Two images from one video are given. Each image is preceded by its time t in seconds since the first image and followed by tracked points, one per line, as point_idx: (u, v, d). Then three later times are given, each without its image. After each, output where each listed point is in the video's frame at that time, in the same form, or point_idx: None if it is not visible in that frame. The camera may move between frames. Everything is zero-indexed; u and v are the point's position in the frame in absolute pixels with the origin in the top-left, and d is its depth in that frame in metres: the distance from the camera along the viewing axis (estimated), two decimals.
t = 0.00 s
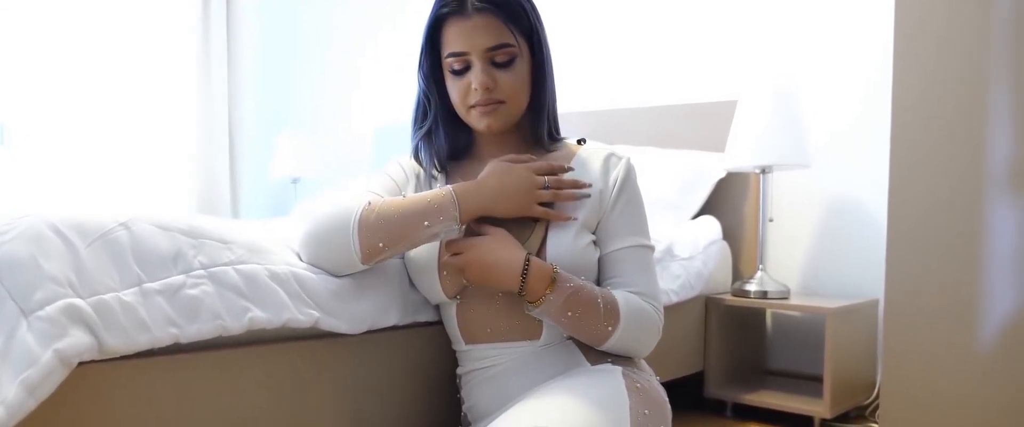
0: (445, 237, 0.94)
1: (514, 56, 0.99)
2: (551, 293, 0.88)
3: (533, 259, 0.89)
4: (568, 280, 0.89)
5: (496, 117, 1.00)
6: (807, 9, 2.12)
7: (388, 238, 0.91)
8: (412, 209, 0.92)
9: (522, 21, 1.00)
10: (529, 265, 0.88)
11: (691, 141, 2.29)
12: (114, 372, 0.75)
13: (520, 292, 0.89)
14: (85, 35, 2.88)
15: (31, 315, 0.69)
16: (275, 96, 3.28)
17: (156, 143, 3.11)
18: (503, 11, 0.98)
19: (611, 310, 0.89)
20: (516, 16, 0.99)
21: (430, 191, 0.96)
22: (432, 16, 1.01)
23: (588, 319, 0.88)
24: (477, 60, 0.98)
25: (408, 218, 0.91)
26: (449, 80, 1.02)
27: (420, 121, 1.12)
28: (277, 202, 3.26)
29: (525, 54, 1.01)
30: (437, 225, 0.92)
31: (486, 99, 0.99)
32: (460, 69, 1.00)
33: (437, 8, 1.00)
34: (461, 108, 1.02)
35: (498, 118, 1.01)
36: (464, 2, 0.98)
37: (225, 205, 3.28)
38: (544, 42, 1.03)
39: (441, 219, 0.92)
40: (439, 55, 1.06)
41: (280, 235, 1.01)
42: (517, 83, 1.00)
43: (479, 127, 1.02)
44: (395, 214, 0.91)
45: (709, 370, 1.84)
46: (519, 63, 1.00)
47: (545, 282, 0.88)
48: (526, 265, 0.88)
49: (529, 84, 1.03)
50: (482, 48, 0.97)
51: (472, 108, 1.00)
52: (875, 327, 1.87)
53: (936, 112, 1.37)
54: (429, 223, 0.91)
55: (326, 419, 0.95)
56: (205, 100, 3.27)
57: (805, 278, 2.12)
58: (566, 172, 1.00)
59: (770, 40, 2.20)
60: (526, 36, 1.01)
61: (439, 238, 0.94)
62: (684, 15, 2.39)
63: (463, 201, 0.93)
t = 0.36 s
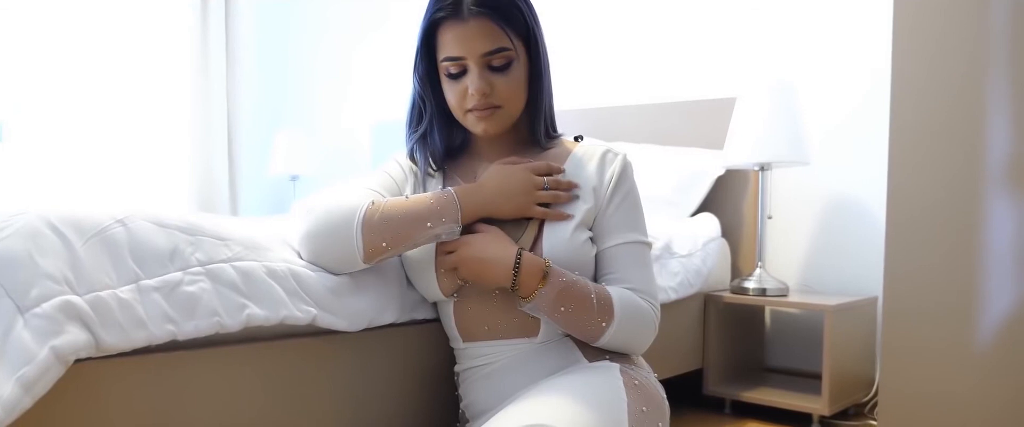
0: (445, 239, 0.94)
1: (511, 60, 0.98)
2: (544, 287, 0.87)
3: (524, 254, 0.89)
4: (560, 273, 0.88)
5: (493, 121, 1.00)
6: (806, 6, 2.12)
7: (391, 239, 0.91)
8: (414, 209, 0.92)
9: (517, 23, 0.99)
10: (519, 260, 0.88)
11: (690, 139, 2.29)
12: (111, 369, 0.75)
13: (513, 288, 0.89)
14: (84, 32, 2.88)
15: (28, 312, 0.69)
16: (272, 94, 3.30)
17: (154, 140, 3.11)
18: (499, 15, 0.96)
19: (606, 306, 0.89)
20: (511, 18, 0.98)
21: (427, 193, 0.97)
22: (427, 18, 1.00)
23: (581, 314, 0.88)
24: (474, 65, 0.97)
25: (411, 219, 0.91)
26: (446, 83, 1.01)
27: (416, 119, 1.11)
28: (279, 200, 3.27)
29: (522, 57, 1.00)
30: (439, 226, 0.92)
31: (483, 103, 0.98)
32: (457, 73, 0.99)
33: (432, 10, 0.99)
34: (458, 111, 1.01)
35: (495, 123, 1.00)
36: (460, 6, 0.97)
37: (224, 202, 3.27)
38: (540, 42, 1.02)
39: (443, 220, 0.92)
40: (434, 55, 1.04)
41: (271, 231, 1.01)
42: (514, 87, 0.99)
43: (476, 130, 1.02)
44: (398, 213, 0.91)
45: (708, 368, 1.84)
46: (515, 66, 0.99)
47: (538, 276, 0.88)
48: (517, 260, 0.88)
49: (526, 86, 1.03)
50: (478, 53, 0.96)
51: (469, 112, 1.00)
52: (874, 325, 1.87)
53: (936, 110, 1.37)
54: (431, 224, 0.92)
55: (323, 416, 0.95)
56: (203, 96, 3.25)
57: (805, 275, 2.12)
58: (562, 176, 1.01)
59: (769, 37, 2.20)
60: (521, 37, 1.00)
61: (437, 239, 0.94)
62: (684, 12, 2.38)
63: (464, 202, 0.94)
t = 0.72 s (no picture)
0: (444, 239, 0.94)
1: (508, 67, 0.97)
2: (542, 286, 0.87)
3: (521, 252, 0.88)
4: (557, 271, 0.88)
5: (491, 127, 0.99)
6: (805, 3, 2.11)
7: (391, 238, 0.91)
8: (413, 209, 0.92)
9: (515, 29, 0.97)
10: (517, 259, 0.88)
11: (688, 137, 2.28)
12: (108, 367, 0.75)
13: (511, 286, 0.88)
14: (82, 31, 2.87)
15: (23, 310, 0.68)
16: (271, 94, 3.32)
17: (153, 139, 3.11)
18: (496, 22, 0.95)
19: (603, 305, 0.89)
20: (509, 24, 0.96)
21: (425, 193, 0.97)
22: (424, 24, 0.98)
23: (579, 312, 0.88)
24: (472, 74, 0.96)
25: (411, 218, 0.91)
26: (444, 89, 1.00)
27: (412, 118, 1.10)
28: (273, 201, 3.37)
29: (520, 62, 0.99)
30: (438, 226, 0.92)
31: (481, 111, 0.97)
32: (455, 80, 0.98)
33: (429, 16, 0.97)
34: (456, 117, 1.01)
35: (493, 129, 1.00)
36: (456, 13, 0.95)
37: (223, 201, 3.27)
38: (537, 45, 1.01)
39: (442, 219, 0.92)
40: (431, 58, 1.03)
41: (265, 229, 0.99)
42: (512, 93, 0.99)
43: (474, 136, 1.01)
44: (397, 213, 0.91)
45: (707, 365, 1.84)
46: (513, 73, 0.98)
47: (535, 274, 0.87)
48: (514, 259, 0.88)
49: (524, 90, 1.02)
50: (477, 62, 0.95)
51: (467, 119, 0.99)
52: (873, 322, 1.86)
53: (936, 108, 1.37)
54: (431, 224, 0.92)
55: (320, 415, 0.95)
56: (201, 95, 3.24)
57: (804, 272, 2.12)
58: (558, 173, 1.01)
59: (768, 34, 2.20)
60: (519, 42, 0.99)
61: (437, 239, 0.95)
62: (683, 11, 2.38)
63: (463, 201, 0.94)
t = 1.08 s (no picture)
0: (443, 236, 0.94)
1: (506, 72, 0.97)
2: (538, 282, 0.87)
3: (517, 250, 0.88)
4: (553, 269, 0.88)
5: (489, 131, 0.99)
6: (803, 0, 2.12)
7: (389, 236, 0.91)
8: (411, 206, 0.92)
9: (512, 33, 0.97)
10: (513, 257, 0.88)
11: (687, 134, 2.28)
12: (105, 366, 0.75)
13: (507, 283, 0.88)
14: (81, 31, 2.88)
15: (20, 309, 0.68)
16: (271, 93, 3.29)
17: (152, 138, 3.12)
18: (493, 28, 0.94)
19: (599, 302, 0.89)
20: (506, 29, 0.96)
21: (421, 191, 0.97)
22: (421, 29, 0.97)
23: (575, 309, 0.87)
24: (469, 80, 0.96)
25: (409, 215, 0.91)
26: (442, 93, 1.00)
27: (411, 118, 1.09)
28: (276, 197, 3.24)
29: (517, 66, 0.99)
30: (436, 222, 0.92)
31: (479, 117, 0.97)
32: (453, 86, 0.98)
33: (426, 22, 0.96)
34: (455, 121, 1.01)
35: (491, 133, 1.00)
36: (453, 20, 0.94)
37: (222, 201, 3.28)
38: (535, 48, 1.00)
39: (440, 216, 0.92)
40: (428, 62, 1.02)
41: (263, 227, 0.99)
42: (509, 98, 0.98)
43: (473, 139, 1.01)
44: (394, 210, 0.91)
45: (706, 363, 1.85)
46: (511, 77, 0.98)
47: (531, 271, 0.87)
48: (510, 257, 0.88)
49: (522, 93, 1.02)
50: (474, 69, 0.95)
51: (465, 123, 0.99)
52: (871, 319, 1.87)
53: (935, 106, 1.37)
54: (429, 221, 0.92)
55: (318, 413, 0.95)
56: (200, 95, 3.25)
57: (802, 270, 2.12)
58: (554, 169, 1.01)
59: (766, 32, 2.20)
60: (517, 46, 0.98)
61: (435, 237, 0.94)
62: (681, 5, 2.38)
63: (460, 199, 0.94)
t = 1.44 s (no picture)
0: (440, 230, 0.94)
1: (502, 76, 0.97)
2: (531, 278, 0.87)
3: (512, 245, 0.88)
4: (548, 265, 0.88)
5: (485, 135, 1.00)
6: None
7: (386, 231, 0.91)
8: (406, 202, 0.92)
9: (508, 38, 0.96)
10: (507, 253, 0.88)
11: (684, 132, 2.28)
12: (101, 365, 0.75)
13: (501, 280, 0.88)
14: (79, 31, 2.88)
15: (16, 307, 0.68)
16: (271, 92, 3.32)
17: (150, 137, 3.12)
18: (489, 34, 0.94)
19: (594, 299, 0.88)
20: (502, 34, 0.95)
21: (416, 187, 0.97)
22: (416, 34, 0.97)
23: (569, 306, 0.87)
24: (466, 85, 0.96)
25: (405, 210, 0.91)
26: (438, 98, 1.00)
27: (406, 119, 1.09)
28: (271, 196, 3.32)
29: (513, 70, 0.99)
30: (433, 216, 0.92)
31: (476, 121, 0.97)
32: (449, 91, 0.98)
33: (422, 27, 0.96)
34: (451, 125, 1.01)
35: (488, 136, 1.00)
36: (448, 26, 0.94)
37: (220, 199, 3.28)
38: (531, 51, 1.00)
39: (436, 210, 0.93)
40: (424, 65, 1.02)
41: (260, 225, 0.99)
42: (506, 101, 0.98)
43: (469, 142, 1.02)
44: (390, 205, 0.92)
45: (704, 360, 1.85)
46: (507, 81, 0.98)
47: (525, 267, 0.87)
48: (505, 253, 0.88)
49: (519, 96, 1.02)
50: (470, 74, 0.95)
51: (462, 127, 1.00)
52: (869, 316, 1.87)
53: (932, 104, 1.37)
54: (426, 216, 0.92)
55: (315, 411, 0.95)
56: (199, 93, 3.25)
57: (800, 267, 2.12)
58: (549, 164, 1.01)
59: (764, 29, 2.19)
60: (513, 50, 0.98)
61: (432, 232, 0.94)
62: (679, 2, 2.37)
63: (456, 194, 0.95)
